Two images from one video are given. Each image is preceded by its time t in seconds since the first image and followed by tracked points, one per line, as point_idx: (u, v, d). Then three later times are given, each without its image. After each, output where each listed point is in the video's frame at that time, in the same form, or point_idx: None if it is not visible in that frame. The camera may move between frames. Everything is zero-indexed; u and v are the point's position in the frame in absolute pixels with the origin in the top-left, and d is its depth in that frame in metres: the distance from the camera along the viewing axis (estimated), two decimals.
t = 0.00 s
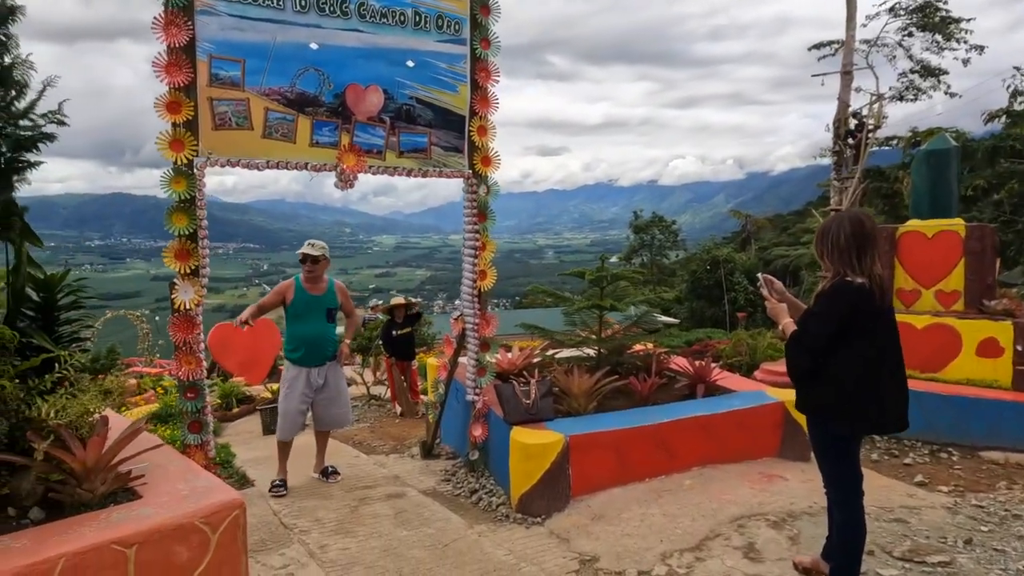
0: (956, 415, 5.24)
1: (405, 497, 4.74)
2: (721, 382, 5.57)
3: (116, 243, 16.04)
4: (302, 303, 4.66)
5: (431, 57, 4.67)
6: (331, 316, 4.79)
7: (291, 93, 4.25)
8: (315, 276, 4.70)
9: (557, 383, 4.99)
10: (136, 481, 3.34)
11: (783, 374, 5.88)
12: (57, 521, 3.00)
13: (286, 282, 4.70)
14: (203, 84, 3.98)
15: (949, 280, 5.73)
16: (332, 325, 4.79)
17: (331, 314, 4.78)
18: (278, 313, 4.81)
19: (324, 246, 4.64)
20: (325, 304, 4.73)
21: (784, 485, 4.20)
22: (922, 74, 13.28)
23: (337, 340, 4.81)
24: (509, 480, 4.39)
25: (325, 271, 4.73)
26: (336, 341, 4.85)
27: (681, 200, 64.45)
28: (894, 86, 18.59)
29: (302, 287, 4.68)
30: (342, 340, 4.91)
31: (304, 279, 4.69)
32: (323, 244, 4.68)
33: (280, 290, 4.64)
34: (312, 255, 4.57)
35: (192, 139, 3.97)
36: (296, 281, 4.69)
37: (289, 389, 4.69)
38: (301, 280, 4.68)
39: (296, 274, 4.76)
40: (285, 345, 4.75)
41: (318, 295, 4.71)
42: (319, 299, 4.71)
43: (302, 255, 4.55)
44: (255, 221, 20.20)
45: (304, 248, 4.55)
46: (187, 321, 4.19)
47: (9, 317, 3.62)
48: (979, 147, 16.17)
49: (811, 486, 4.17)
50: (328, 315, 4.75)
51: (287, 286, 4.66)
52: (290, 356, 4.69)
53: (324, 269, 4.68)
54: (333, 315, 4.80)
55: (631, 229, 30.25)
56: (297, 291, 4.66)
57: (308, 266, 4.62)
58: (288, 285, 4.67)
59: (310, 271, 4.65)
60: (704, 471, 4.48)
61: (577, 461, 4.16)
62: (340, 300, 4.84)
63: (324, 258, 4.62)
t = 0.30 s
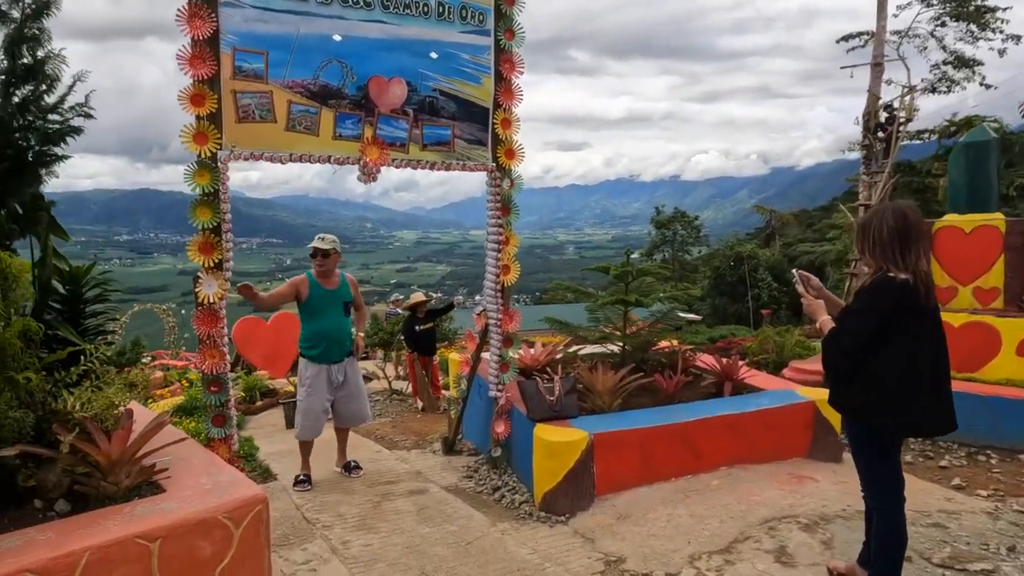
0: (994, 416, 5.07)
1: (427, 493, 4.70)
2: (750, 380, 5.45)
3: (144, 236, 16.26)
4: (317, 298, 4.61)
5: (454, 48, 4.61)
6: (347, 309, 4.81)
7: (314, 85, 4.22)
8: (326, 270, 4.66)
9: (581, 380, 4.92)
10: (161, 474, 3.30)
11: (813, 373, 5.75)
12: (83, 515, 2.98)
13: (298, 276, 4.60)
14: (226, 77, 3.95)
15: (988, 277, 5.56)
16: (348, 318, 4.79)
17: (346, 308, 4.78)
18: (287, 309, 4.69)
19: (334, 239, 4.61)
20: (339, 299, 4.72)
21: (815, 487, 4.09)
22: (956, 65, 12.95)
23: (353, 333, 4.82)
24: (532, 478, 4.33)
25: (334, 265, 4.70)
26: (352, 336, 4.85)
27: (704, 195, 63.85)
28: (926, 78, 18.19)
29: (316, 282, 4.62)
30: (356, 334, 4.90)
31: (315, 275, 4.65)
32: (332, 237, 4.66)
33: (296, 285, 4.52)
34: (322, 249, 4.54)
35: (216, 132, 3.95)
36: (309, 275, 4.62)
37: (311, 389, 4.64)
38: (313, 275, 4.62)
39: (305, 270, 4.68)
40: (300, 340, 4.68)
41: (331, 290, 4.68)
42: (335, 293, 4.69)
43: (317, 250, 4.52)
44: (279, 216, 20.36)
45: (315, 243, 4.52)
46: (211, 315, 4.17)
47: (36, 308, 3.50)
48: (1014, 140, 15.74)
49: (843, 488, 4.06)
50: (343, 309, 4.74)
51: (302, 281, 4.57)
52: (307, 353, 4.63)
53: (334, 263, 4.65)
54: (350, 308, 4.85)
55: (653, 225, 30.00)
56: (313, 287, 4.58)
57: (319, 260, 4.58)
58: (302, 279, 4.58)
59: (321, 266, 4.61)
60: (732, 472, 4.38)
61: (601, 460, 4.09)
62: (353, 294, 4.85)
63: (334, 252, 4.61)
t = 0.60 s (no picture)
0: None
1: (449, 493, 4.62)
2: (781, 381, 5.30)
3: (168, 232, 16.39)
4: (330, 293, 4.54)
5: (479, 39, 4.52)
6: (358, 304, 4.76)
7: (337, 77, 4.15)
8: (334, 266, 4.58)
9: (607, 379, 4.80)
10: (182, 472, 3.25)
11: (845, 373, 5.58)
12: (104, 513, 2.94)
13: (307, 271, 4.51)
14: (248, 69, 3.89)
15: None
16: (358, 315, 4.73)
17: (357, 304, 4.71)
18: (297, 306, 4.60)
19: (342, 233, 4.56)
20: (350, 294, 4.65)
21: (851, 492, 3.95)
22: (991, 56, 12.58)
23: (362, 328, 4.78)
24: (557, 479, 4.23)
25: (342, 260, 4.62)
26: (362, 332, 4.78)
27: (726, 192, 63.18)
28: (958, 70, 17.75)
29: (327, 278, 4.54)
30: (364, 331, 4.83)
31: (324, 270, 4.56)
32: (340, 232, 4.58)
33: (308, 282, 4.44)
34: (331, 244, 4.49)
35: (239, 125, 3.89)
36: (319, 271, 4.53)
37: (325, 389, 4.58)
38: (323, 271, 4.54)
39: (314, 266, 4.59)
40: (310, 338, 4.59)
41: (343, 284, 4.61)
42: (346, 289, 4.62)
43: (328, 244, 4.45)
44: (300, 213, 20.42)
45: (325, 238, 4.45)
46: (233, 310, 4.13)
47: (58, 304, 3.44)
48: None
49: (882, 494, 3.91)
50: (354, 304, 4.67)
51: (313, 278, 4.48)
52: (319, 350, 4.55)
53: (342, 258, 4.58)
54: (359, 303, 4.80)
55: (674, 221, 29.69)
56: (325, 283, 4.51)
57: (327, 256, 4.51)
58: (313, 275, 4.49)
59: (330, 261, 4.54)
60: (763, 475, 4.24)
61: (628, 462, 3.98)
62: (362, 288, 4.79)
63: (343, 246, 4.54)
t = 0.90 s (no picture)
0: None
1: (470, 498, 4.54)
2: (811, 386, 5.15)
3: (193, 232, 16.55)
4: (343, 295, 4.48)
5: (502, 35, 4.44)
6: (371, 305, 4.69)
7: (358, 74, 4.10)
8: (346, 267, 4.51)
9: (631, 382, 4.70)
10: (201, 475, 3.20)
11: (879, 378, 5.41)
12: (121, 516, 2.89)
13: (319, 273, 4.45)
14: (270, 67, 3.85)
15: None
16: (371, 316, 4.66)
17: (370, 306, 4.65)
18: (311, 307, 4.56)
19: (356, 233, 4.48)
20: (364, 295, 4.60)
21: (888, 503, 3.81)
22: None
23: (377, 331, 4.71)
24: (581, 484, 4.14)
25: (355, 261, 4.54)
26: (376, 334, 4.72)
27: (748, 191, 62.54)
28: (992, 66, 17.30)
29: (338, 280, 4.48)
30: (378, 332, 4.77)
31: (336, 271, 4.50)
32: (354, 231, 4.50)
33: (317, 284, 4.38)
34: (344, 245, 4.40)
35: (260, 123, 3.85)
36: (331, 273, 4.47)
37: (342, 392, 4.52)
38: (335, 272, 4.48)
39: (327, 267, 4.54)
40: (323, 341, 4.55)
41: (356, 286, 4.55)
42: (358, 290, 4.55)
43: (338, 244, 4.37)
44: (322, 213, 20.53)
45: (336, 238, 4.37)
46: (254, 311, 4.08)
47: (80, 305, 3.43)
48: None
49: (918, 505, 3.78)
50: (367, 306, 4.60)
51: (323, 279, 4.42)
52: (333, 353, 4.50)
53: (355, 259, 4.50)
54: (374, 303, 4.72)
55: (696, 221, 29.39)
56: (335, 285, 4.45)
57: (341, 256, 4.44)
58: (323, 276, 4.43)
59: (342, 262, 4.47)
60: (794, 483, 4.12)
61: (655, 468, 3.87)
62: (374, 289, 4.73)
63: (357, 246, 4.45)
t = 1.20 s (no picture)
0: None
1: (487, 504, 4.48)
2: (838, 393, 5.02)
3: (215, 232, 16.70)
4: (357, 298, 4.44)
5: (522, 35, 4.38)
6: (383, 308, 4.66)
7: (377, 75, 4.06)
8: (360, 269, 4.46)
9: (651, 388, 4.61)
10: (216, 479, 3.17)
11: (908, 385, 5.26)
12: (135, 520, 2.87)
13: (333, 277, 4.42)
14: (288, 68, 3.82)
15: None
16: (385, 319, 4.63)
17: (383, 309, 4.62)
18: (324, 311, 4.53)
19: (370, 236, 4.41)
20: (377, 298, 4.56)
21: (919, 516, 3.70)
22: None
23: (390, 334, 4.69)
24: (600, 491, 4.07)
25: (370, 263, 4.49)
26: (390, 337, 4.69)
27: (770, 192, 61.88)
28: None
29: (351, 283, 4.44)
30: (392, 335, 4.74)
31: (350, 275, 4.46)
32: (369, 233, 4.45)
33: (331, 288, 4.35)
34: (359, 246, 4.34)
35: (278, 126, 3.82)
36: (344, 276, 4.43)
37: (357, 396, 4.49)
38: (349, 276, 4.44)
39: (340, 270, 4.51)
40: (337, 345, 4.51)
41: (369, 288, 4.52)
42: (371, 293, 4.52)
43: (353, 247, 4.32)
44: (342, 214, 20.62)
45: (350, 239, 4.32)
46: (271, 313, 4.07)
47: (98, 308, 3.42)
48: None
49: (951, 519, 3.65)
50: (380, 310, 4.57)
51: (336, 283, 4.38)
52: (347, 357, 4.46)
53: (370, 261, 4.45)
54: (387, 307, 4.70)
55: (718, 223, 29.09)
56: (348, 289, 4.41)
57: (356, 258, 4.39)
58: (337, 280, 4.39)
59: (356, 264, 4.41)
60: (821, 494, 4.00)
61: (676, 477, 3.78)
62: (388, 291, 4.69)
63: (371, 248, 4.40)
